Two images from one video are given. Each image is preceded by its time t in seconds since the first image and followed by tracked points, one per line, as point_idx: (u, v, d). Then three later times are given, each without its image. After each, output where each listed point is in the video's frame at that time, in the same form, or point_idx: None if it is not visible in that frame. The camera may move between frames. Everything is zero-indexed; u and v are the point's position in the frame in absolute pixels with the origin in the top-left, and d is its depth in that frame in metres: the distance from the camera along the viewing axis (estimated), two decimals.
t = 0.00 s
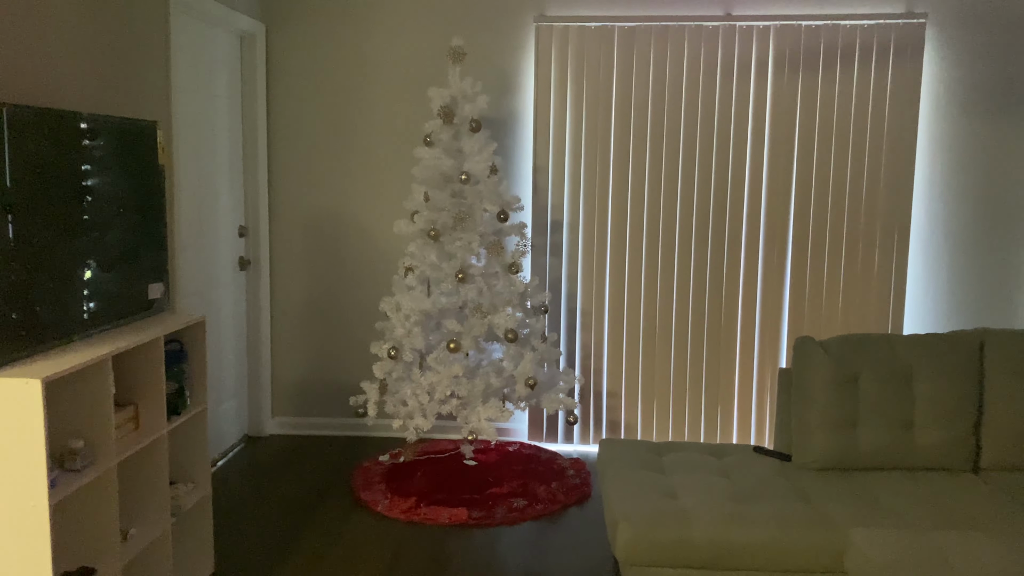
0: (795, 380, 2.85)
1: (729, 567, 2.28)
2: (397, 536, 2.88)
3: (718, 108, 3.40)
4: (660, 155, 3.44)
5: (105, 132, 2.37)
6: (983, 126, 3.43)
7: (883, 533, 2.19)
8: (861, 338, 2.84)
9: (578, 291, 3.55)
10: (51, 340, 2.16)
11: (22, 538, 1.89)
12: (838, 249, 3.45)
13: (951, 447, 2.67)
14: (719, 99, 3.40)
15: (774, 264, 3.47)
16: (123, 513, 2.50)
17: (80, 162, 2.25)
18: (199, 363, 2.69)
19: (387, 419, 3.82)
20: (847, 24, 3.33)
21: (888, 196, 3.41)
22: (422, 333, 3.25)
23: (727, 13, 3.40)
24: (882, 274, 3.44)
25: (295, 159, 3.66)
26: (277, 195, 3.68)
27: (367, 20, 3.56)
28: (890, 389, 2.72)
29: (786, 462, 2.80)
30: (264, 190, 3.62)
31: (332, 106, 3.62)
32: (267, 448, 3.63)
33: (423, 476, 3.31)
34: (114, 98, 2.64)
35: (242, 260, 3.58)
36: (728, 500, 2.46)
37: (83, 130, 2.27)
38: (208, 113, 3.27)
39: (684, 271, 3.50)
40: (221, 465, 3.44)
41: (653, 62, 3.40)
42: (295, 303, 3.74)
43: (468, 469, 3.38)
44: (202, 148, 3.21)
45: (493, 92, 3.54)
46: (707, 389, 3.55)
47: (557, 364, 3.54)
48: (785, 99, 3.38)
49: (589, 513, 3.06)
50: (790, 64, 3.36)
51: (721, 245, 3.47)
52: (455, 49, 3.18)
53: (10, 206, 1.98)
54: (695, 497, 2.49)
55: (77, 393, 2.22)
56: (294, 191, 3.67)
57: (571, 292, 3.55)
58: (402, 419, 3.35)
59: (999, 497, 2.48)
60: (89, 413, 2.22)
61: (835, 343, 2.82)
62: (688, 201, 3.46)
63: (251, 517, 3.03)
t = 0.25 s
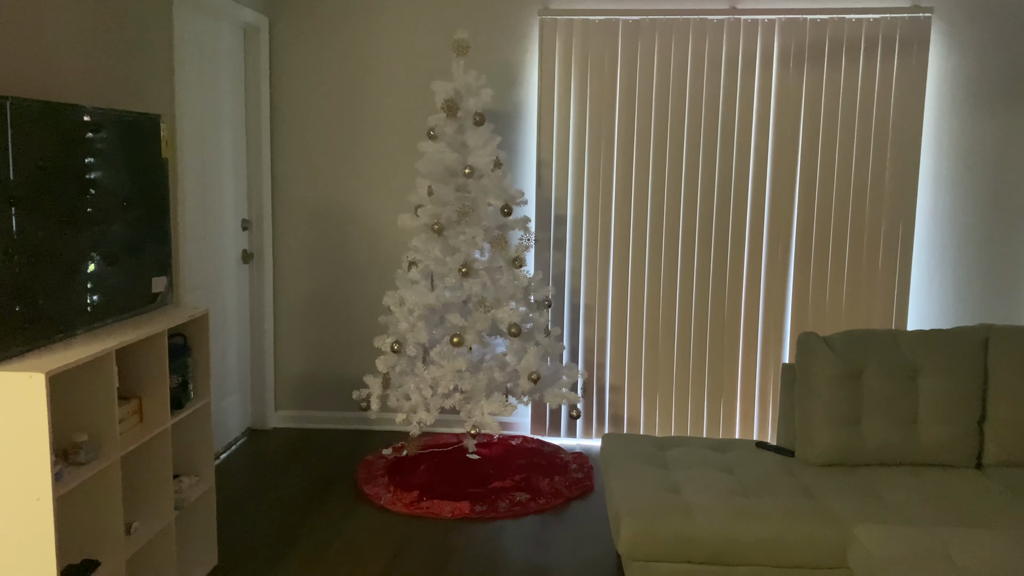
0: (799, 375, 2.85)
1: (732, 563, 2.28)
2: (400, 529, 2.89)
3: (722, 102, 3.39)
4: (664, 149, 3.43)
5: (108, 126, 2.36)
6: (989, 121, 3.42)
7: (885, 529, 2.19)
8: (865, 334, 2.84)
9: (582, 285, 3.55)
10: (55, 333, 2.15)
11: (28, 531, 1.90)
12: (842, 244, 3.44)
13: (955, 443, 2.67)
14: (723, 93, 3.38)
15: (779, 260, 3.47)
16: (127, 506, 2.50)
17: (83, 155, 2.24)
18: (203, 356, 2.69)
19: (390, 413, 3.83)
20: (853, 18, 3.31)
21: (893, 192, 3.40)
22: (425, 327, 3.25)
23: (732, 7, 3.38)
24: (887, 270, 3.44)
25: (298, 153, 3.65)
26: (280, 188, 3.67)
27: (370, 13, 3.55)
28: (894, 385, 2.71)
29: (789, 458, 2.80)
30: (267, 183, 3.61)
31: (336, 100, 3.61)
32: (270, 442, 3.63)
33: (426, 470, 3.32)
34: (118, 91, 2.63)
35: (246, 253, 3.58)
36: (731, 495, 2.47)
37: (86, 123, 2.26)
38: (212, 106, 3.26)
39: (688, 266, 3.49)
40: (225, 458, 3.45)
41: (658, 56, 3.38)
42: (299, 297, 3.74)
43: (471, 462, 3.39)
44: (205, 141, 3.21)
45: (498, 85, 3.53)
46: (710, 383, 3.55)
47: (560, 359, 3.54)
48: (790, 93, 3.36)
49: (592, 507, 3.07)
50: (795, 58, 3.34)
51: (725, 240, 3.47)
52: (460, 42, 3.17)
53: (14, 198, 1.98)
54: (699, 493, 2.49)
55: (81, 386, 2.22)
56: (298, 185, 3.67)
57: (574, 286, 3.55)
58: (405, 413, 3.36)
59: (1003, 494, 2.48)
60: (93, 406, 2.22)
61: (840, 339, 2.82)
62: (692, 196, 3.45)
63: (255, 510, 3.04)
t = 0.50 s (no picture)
0: (804, 372, 2.86)
1: (737, 557, 2.30)
2: (407, 523, 2.91)
3: (729, 99, 3.39)
4: (670, 146, 3.44)
5: (118, 120, 2.37)
6: (995, 119, 3.42)
7: (889, 526, 2.21)
8: (870, 332, 2.85)
9: (587, 282, 3.57)
10: (66, 328, 2.17)
11: (40, 521, 1.92)
12: (848, 242, 3.45)
13: (959, 440, 2.69)
14: (730, 90, 3.39)
15: (784, 257, 3.48)
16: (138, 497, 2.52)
17: (94, 150, 2.25)
18: (212, 350, 2.71)
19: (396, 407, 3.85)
20: (860, 16, 3.31)
21: (899, 189, 3.40)
22: (432, 322, 3.27)
23: (740, 4, 3.38)
24: (892, 268, 3.45)
25: (306, 148, 3.67)
26: (288, 183, 3.69)
27: (378, 8, 3.56)
28: (898, 383, 2.73)
29: (794, 454, 2.82)
30: (275, 178, 3.63)
31: (343, 95, 3.63)
32: (277, 435, 3.66)
33: (432, 464, 3.34)
34: (128, 87, 2.65)
35: (254, 247, 3.60)
36: (736, 491, 2.49)
37: (95, 117, 2.26)
38: (220, 101, 3.27)
39: (694, 262, 3.50)
40: (233, 451, 3.48)
41: (665, 53, 3.39)
42: (306, 291, 3.76)
43: (477, 457, 3.41)
44: (214, 136, 3.22)
45: (505, 81, 3.54)
46: (715, 380, 3.57)
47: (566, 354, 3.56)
48: (797, 91, 3.37)
49: (597, 502, 3.09)
50: (801, 56, 3.35)
51: (730, 237, 3.48)
52: (467, 39, 3.18)
53: (24, 194, 1.97)
54: (704, 488, 2.51)
55: (93, 379, 2.24)
56: (305, 180, 3.69)
57: (580, 282, 3.56)
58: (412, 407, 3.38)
59: (1006, 491, 2.49)
60: (105, 399, 2.24)
61: (844, 336, 2.83)
62: (698, 192, 3.46)
63: (262, 503, 3.07)
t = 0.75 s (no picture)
0: (810, 371, 2.86)
1: (741, 556, 2.30)
2: (411, 519, 2.91)
3: (736, 97, 3.39)
4: (676, 144, 3.44)
5: (124, 115, 2.36)
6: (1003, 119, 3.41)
7: (897, 525, 2.20)
8: (877, 331, 2.85)
9: (592, 279, 3.56)
10: (71, 322, 2.16)
11: (46, 514, 1.92)
12: (854, 241, 3.44)
13: (965, 440, 2.68)
14: (737, 88, 3.38)
15: (790, 255, 3.47)
16: (142, 492, 2.52)
17: (101, 145, 2.24)
18: (217, 345, 2.70)
19: (400, 404, 3.85)
20: (868, 14, 3.30)
21: (905, 189, 3.40)
22: (437, 318, 3.26)
23: (747, 2, 3.37)
24: (898, 267, 3.44)
25: (312, 144, 3.66)
26: (293, 179, 3.69)
27: (385, 5, 3.56)
28: (905, 382, 2.72)
29: (799, 453, 2.81)
30: (280, 174, 3.63)
31: (349, 91, 3.62)
32: (281, 431, 3.66)
33: (436, 461, 3.34)
34: (134, 82, 2.64)
35: (258, 243, 3.60)
36: (742, 489, 2.48)
37: (101, 111, 2.24)
38: (226, 96, 3.27)
39: (699, 261, 3.50)
40: (236, 447, 3.47)
41: (672, 51, 3.38)
42: (311, 287, 3.76)
43: (481, 454, 3.41)
44: (219, 131, 3.22)
45: (511, 78, 3.54)
46: (720, 378, 3.57)
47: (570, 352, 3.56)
48: (804, 89, 3.36)
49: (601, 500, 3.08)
50: (809, 54, 3.34)
51: (736, 235, 3.47)
52: (474, 35, 3.17)
53: (28, 187, 1.95)
54: (710, 487, 2.50)
55: (99, 373, 2.24)
56: (311, 176, 3.68)
57: (585, 280, 3.56)
58: (416, 404, 3.39)
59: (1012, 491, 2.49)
60: (111, 393, 2.24)
61: (851, 335, 2.83)
62: (704, 191, 3.46)
63: (267, 498, 3.07)
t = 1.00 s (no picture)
0: (812, 371, 2.86)
1: (741, 556, 2.31)
2: (414, 518, 2.93)
3: (739, 98, 3.39)
4: (679, 145, 3.44)
5: (129, 114, 2.37)
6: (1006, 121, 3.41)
7: (898, 526, 2.21)
8: (878, 332, 2.86)
9: (595, 279, 3.57)
10: (75, 319, 2.17)
11: (52, 510, 1.93)
12: (856, 242, 3.45)
13: (967, 441, 2.68)
14: (740, 89, 3.39)
15: (792, 256, 3.48)
16: (146, 490, 2.53)
17: (106, 144, 2.25)
18: (221, 343, 2.72)
19: (402, 403, 3.87)
20: (872, 15, 3.31)
21: (908, 190, 3.40)
22: (439, 318, 3.27)
23: (751, 3, 3.38)
24: (900, 268, 3.44)
25: (315, 143, 3.68)
26: (297, 179, 3.70)
27: (389, 5, 3.57)
28: (906, 383, 2.73)
29: (801, 453, 2.82)
30: (284, 173, 3.64)
31: (353, 91, 3.63)
32: (284, 429, 3.68)
33: (438, 460, 3.35)
34: (139, 81, 2.66)
35: (262, 242, 3.62)
36: (743, 489, 2.49)
37: (107, 111, 2.25)
38: (231, 95, 3.28)
39: (702, 261, 3.51)
40: (240, 445, 3.49)
41: (675, 52, 3.38)
42: (314, 286, 3.78)
43: (483, 453, 3.42)
44: (223, 130, 3.23)
45: (515, 78, 3.55)
46: (722, 378, 3.57)
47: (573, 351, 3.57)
48: (807, 90, 3.37)
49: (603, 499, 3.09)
50: (812, 55, 3.34)
51: (739, 236, 3.48)
52: (478, 35, 3.18)
53: (34, 185, 1.96)
54: (711, 486, 2.51)
55: (104, 371, 2.25)
56: (314, 175, 3.70)
57: (587, 280, 3.57)
58: (419, 403, 3.41)
59: (1013, 492, 2.49)
60: (116, 391, 2.25)
61: (853, 337, 2.84)
62: (707, 191, 3.46)
63: (269, 496, 3.08)
